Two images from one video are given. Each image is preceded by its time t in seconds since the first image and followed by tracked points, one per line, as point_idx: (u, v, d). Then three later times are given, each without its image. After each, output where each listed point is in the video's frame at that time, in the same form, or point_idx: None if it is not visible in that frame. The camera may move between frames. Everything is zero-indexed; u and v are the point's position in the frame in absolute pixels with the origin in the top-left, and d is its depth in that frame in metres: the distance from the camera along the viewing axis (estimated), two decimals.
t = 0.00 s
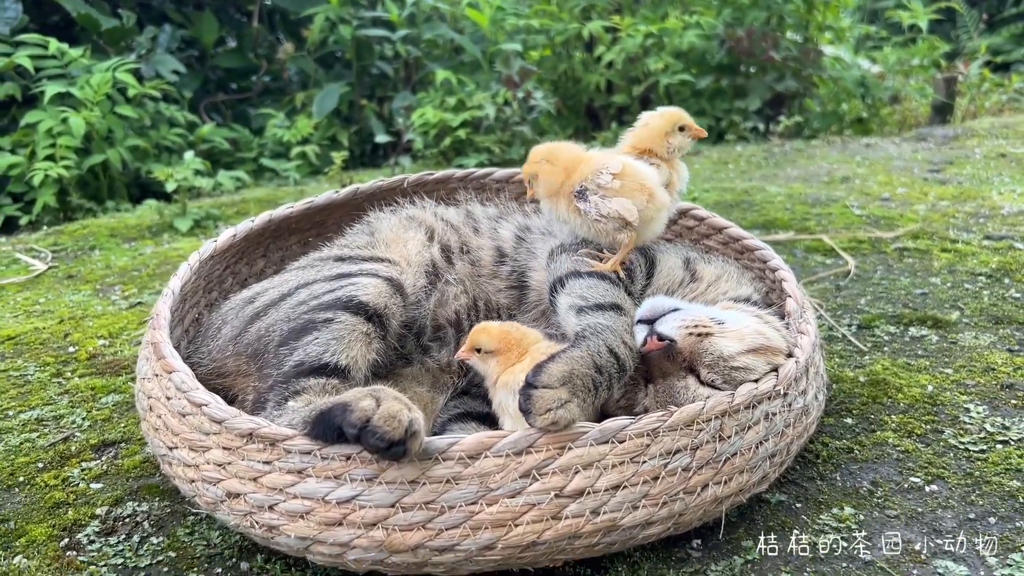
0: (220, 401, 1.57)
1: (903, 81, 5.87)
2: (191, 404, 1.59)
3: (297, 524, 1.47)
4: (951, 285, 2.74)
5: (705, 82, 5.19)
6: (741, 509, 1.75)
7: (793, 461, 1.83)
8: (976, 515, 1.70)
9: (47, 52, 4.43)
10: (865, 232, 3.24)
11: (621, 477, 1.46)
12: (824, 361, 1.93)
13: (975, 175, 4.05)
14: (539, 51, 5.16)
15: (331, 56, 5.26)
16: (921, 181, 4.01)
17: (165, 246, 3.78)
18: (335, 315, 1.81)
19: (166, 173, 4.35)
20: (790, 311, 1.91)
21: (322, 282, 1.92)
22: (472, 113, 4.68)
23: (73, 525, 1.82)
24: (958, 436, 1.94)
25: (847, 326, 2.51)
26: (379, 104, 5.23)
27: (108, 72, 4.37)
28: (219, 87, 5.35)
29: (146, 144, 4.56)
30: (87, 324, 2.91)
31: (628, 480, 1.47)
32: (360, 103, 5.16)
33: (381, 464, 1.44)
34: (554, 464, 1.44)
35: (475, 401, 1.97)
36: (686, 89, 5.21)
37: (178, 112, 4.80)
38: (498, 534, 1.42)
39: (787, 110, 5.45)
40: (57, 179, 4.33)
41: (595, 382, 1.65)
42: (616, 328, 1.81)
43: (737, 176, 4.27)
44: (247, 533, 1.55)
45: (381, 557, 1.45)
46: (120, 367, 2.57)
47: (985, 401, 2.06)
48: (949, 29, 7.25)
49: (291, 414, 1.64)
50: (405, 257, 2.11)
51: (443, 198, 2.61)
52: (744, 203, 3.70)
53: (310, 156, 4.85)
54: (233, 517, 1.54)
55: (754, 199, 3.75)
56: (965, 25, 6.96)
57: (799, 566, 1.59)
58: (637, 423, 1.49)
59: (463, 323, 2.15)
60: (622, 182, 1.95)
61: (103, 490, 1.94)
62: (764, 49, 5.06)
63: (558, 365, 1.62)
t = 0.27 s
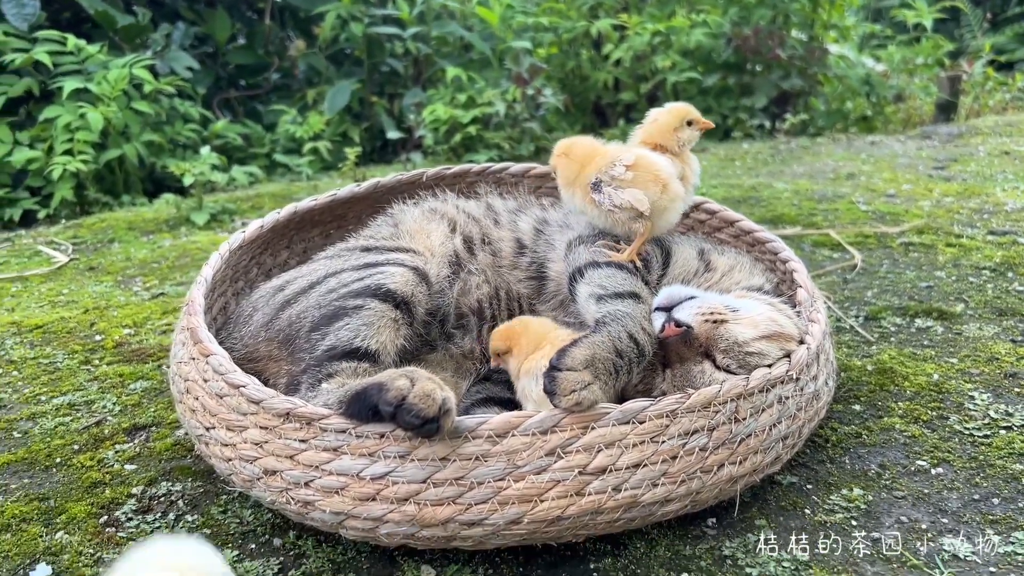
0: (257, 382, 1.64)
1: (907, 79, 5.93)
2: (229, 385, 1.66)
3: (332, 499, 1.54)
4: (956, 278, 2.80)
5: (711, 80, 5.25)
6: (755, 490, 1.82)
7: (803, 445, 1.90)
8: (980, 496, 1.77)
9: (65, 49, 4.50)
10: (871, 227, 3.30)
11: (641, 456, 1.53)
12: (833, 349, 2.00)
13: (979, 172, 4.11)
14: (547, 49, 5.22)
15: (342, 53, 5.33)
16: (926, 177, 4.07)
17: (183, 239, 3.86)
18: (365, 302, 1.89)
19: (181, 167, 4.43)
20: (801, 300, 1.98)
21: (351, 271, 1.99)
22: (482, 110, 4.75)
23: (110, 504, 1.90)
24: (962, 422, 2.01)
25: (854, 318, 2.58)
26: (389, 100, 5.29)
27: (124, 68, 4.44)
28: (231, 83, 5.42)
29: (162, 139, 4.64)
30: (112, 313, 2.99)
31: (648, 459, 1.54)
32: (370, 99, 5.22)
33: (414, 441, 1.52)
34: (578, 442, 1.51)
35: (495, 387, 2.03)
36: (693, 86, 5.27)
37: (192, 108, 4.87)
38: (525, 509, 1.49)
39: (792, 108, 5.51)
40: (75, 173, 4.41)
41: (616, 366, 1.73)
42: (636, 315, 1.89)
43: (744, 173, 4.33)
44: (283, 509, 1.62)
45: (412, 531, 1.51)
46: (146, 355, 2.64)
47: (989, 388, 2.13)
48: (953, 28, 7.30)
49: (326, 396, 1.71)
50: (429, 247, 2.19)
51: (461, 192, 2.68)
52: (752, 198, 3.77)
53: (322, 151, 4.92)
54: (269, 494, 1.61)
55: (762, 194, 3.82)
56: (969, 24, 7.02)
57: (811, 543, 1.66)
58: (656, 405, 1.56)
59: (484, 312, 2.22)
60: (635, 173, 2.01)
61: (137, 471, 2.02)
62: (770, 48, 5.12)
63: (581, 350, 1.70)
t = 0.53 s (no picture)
0: (286, 359, 1.69)
1: (913, 76, 5.97)
2: (258, 362, 1.71)
3: (360, 472, 1.58)
4: (963, 268, 2.85)
5: (719, 75, 5.29)
6: (768, 468, 1.87)
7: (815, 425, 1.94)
8: (988, 475, 1.81)
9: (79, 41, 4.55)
10: (878, 219, 3.34)
11: (659, 431, 1.58)
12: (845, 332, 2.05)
13: (985, 167, 4.15)
14: (556, 44, 5.26)
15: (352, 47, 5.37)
16: (933, 172, 4.11)
17: (197, 229, 3.91)
18: (388, 283, 1.94)
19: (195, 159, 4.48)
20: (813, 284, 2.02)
21: (373, 254, 2.04)
22: (492, 103, 4.79)
23: (139, 480, 1.95)
24: (970, 405, 2.05)
25: (863, 306, 2.62)
26: (399, 94, 5.34)
27: (138, 61, 4.49)
28: (242, 77, 5.47)
29: (175, 131, 4.68)
30: (131, 299, 3.04)
31: (666, 434, 1.59)
32: (380, 93, 5.26)
33: (439, 415, 1.56)
34: (598, 417, 1.56)
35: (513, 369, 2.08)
36: (700, 82, 5.31)
37: (204, 100, 4.92)
38: (547, 481, 1.54)
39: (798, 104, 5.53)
40: (89, 164, 4.46)
41: (634, 344, 1.79)
42: (653, 297, 1.94)
43: (752, 166, 4.38)
44: (311, 482, 1.67)
45: (438, 503, 1.56)
46: (167, 339, 2.69)
47: (996, 373, 2.18)
48: (958, 26, 7.33)
49: (354, 371, 1.77)
50: (448, 231, 2.24)
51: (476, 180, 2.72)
52: (760, 191, 3.81)
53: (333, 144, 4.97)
54: (297, 467, 1.66)
55: (770, 187, 3.86)
56: (974, 22, 7.05)
57: (823, 519, 1.71)
58: (674, 381, 1.61)
59: (503, 294, 2.27)
60: (649, 159, 2.05)
61: (163, 449, 2.07)
62: (778, 43, 5.16)
63: (601, 329, 1.76)
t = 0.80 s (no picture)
0: (324, 326, 1.75)
1: (918, 72, 6.03)
2: (297, 330, 1.77)
3: (397, 434, 1.65)
4: (971, 253, 2.91)
5: (728, 70, 5.35)
6: (785, 437, 1.93)
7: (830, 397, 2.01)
8: (999, 444, 1.88)
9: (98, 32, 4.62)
10: (887, 208, 3.41)
11: (684, 396, 1.64)
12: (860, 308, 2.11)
13: (991, 158, 4.21)
14: (566, 38, 5.33)
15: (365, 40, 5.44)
16: (940, 163, 4.17)
17: (217, 216, 3.97)
18: (420, 257, 2.02)
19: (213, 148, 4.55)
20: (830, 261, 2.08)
21: (403, 231, 2.11)
22: (504, 95, 4.86)
23: (177, 447, 2.01)
24: (980, 379, 2.12)
25: (874, 288, 2.68)
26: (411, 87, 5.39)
27: (157, 52, 4.56)
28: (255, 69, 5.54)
29: (192, 121, 4.75)
30: (157, 281, 3.10)
31: (690, 399, 1.65)
32: (392, 86, 5.32)
33: (474, 378, 1.63)
34: (626, 382, 1.62)
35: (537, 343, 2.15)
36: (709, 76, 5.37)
37: (220, 91, 4.98)
38: (577, 442, 1.61)
39: (806, 98, 5.59)
40: (108, 153, 4.52)
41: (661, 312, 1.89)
42: (676, 269, 2.05)
43: (762, 158, 4.44)
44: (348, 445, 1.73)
45: (472, 464, 1.63)
46: (195, 318, 2.76)
47: (1005, 350, 2.24)
48: (963, 24, 7.39)
49: (391, 337, 1.85)
50: (474, 209, 2.31)
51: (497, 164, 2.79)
52: (770, 181, 3.88)
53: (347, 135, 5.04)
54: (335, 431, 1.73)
55: (780, 177, 3.92)
56: (979, 21, 7.12)
57: (840, 484, 1.77)
58: (697, 349, 1.67)
59: (528, 270, 2.33)
60: (663, 130, 2.11)
61: (198, 419, 2.13)
62: (786, 38, 5.22)
63: (628, 299, 1.84)
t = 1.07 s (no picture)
0: (349, 302, 1.79)
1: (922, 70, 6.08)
2: (323, 306, 1.82)
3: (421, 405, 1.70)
4: (976, 242, 2.96)
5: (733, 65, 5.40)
6: (797, 414, 1.98)
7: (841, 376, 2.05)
8: (1005, 421, 1.92)
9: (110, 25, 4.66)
10: (893, 199, 3.45)
11: (701, 370, 1.69)
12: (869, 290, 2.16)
13: (995, 153, 4.26)
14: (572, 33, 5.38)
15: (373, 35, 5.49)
16: (945, 157, 4.22)
17: (230, 206, 4.02)
18: (441, 238, 2.07)
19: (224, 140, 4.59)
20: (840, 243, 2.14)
21: (424, 214, 2.16)
22: (511, 89, 4.91)
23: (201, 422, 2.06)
24: (987, 360, 2.17)
25: (882, 275, 2.73)
26: (418, 82, 5.42)
27: (168, 45, 4.61)
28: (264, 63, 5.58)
29: (202, 114, 4.80)
30: (173, 268, 3.15)
31: (706, 373, 1.69)
32: (399, 81, 5.34)
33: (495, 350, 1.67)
34: (644, 355, 1.66)
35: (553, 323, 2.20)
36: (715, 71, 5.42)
37: (230, 84, 5.03)
38: (597, 414, 1.65)
39: (810, 95, 5.64)
40: (120, 144, 4.57)
41: (677, 288, 1.94)
42: (692, 248, 2.11)
43: (768, 152, 4.49)
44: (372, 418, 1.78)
45: (495, 435, 1.68)
46: (213, 302, 2.80)
47: (1011, 333, 2.29)
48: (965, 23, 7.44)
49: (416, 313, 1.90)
50: (492, 194, 2.36)
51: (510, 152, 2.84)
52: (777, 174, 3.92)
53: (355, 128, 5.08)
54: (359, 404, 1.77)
55: (786, 170, 3.97)
56: (981, 20, 7.17)
57: (851, 457, 1.82)
58: (714, 324, 1.71)
59: (544, 253, 2.38)
60: (660, 112, 2.17)
61: (220, 397, 2.18)
62: (791, 35, 5.27)
63: (646, 276, 1.89)
